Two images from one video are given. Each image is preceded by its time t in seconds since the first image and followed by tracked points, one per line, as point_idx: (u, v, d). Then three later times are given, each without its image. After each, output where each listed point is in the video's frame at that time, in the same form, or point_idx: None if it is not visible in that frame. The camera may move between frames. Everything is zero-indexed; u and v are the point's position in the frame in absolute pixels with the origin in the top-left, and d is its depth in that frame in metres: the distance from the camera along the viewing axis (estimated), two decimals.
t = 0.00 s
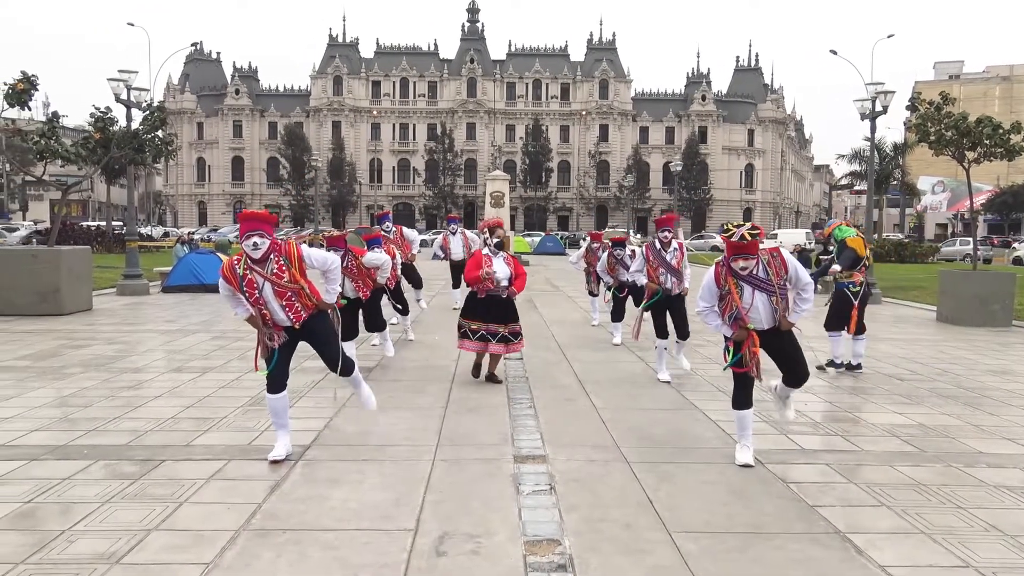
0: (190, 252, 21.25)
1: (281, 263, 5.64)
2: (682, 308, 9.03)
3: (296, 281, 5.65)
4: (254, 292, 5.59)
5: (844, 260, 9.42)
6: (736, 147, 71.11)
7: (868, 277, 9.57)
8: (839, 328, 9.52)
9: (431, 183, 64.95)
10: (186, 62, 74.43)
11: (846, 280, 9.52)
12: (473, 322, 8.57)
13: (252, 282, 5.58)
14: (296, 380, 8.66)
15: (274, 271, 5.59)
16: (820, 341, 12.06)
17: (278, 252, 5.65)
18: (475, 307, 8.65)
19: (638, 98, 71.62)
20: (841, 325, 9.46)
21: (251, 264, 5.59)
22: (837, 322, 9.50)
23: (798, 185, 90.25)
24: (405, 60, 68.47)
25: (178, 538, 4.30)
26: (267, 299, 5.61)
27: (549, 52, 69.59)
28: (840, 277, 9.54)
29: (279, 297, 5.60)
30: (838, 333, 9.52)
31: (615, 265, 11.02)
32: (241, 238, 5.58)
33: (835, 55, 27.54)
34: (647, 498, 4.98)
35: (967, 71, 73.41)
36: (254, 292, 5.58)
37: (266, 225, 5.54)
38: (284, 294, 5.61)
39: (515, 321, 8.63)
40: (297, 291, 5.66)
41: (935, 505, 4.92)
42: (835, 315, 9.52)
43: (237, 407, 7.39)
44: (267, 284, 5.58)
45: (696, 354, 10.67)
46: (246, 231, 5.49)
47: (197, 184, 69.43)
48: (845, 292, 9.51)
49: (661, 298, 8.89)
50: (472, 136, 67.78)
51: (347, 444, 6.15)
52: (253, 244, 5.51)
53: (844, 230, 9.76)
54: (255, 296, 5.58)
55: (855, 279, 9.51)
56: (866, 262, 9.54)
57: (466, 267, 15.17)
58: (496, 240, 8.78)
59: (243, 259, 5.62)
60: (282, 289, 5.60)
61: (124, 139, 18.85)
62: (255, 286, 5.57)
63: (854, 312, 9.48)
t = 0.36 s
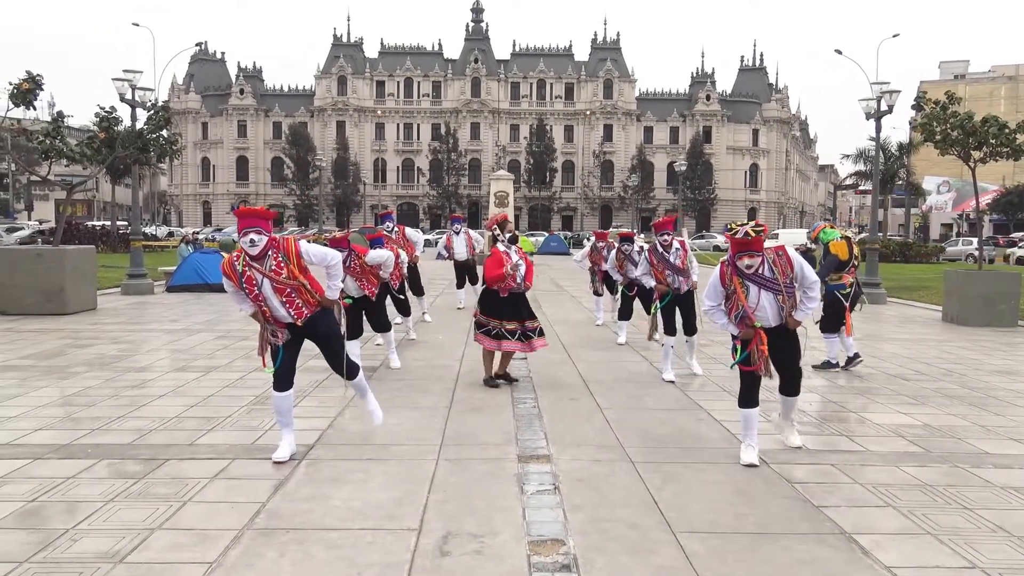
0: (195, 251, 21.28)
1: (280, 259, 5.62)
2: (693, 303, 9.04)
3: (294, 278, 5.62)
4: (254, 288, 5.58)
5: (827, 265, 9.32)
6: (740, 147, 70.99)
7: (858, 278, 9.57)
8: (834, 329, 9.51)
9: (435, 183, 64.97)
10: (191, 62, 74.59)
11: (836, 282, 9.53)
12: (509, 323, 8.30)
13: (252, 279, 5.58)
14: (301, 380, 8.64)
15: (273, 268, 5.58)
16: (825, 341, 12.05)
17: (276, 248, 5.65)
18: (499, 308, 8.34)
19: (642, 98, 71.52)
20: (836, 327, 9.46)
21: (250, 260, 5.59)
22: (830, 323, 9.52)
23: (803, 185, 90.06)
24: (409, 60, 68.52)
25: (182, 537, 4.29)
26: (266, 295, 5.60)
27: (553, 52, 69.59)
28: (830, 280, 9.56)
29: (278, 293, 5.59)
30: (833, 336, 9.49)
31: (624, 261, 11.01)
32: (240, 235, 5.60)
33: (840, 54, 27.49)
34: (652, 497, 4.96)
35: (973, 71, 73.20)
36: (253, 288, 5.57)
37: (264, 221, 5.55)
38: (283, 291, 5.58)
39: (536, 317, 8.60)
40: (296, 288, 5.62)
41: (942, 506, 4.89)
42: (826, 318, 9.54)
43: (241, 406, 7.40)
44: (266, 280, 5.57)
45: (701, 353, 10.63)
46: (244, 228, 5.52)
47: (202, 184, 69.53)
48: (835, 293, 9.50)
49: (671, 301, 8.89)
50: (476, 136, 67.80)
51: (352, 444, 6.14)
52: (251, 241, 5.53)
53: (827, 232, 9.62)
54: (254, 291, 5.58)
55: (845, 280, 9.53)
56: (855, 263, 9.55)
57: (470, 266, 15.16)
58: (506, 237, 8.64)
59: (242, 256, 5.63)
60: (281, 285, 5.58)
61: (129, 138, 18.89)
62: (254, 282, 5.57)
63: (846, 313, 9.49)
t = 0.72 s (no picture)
0: (199, 251, 21.30)
1: (287, 259, 5.61)
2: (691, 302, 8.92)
3: (302, 277, 5.61)
4: (262, 287, 5.57)
5: (822, 262, 9.38)
6: (745, 147, 70.89)
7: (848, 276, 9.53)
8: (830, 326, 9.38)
9: (439, 183, 65.00)
10: (196, 62, 74.73)
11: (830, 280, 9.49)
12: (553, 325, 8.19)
13: (260, 278, 5.58)
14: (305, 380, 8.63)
15: (281, 267, 5.57)
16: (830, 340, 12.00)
17: (284, 247, 5.65)
18: (536, 309, 8.16)
19: (646, 98, 71.43)
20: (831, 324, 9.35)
21: (258, 259, 5.58)
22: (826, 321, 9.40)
23: (807, 185, 89.86)
24: (413, 60, 68.58)
25: (186, 537, 4.29)
26: (274, 294, 5.60)
27: (557, 52, 69.58)
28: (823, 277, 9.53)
29: (287, 292, 5.58)
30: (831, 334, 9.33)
31: (626, 261, 11.04)
32: (248, 234, 5.60)
33: (845, 54, 27.44)
34: (656, 498, 4.95)
35: (978, 71, 72.98)
36: (261, 288, 5.57)
37: (272, 221, 5.60)
38: (291, 290, 5.58)
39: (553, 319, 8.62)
40: (304, 287, 5.62)
41: (948, 507, 4.86)
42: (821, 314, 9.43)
43: (245, 406, 7.39)
44: (274, 279, 5.56)
45: (705, 354, 10.59)
46: (252, 227, 5.55)
47: (206, 184, 69.67)
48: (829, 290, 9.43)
49: (670, 291, 8.86)
50: (480, 136, 67.82)
51: (356, 444, 6.12)
52: (259, 241, 5.55)
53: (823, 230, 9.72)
54: (262, 291, 5.58)
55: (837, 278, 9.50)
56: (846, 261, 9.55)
57: (474, 267, 15.15)
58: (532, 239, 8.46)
59: (250, 255, 5.63)
60: (289, 284, 5.57)
61: (134, 139, 18.92)
62: (262, 281, 5.56)
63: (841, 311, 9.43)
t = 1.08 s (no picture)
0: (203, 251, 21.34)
1: (293, 261, 5.63)
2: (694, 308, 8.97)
3: (308, 279, 5.63)
4: (268, 290, 5.57)
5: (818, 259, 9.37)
6: (749, 147, 70.81)
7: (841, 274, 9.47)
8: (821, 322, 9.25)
9: (443, 183, 65.02)
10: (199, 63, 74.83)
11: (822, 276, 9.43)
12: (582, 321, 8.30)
13: (267, 281, 5.57)
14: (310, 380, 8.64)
15: (287, 269, 5.58)
16: (834, 341, 11.97)
17: (291, 250, 5.65)
18: (572, 303, 8.26)
19: (650, 98, 71.40)
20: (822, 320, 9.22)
21: (265, 262, 5.58)
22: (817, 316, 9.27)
23: (811, 185, 89.76)
24: (417, 60, 68.60)
25: (190, 537, 4.29)
26: (280, 297, 5.60)
27: (560, 52, 69.55)
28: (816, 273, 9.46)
29: (293, 295, 5.59)
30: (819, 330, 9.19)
31: (629, 262, 10.99)
32: (255, 236, 5.57)
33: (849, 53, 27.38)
34: (660, 498, 4.95)
35: (983, 71, 72.78)
36: (268, 291, 5.56)
37: (279, 223, 5.55)
38: (297, 292, 5.59)
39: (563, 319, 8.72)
40: (310, 289, 5.64)
41: (952, 507, 4.85)
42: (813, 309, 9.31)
43: (248, 406, 7.40)
44: (281, 282, 5.56)
45: (709, 354, 10.57)
46: (259, 230, 5.49)
47: (210, 184, 69.79)
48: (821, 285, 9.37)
49: (672, 298, 8.83)
50: (484, 136, 67.86)
51: (359, 444, 6.13)
52: (266, 244, 5.51)
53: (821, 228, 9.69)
54: (268, 294, 5.57)
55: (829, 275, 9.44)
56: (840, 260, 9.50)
57: (478, 267, 15.15)
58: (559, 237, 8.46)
59: (255, 257, 5.61)
60: (296, 286, 5.58)
61: (138, 139, 18.96)
62: (268, 284, 5.56)
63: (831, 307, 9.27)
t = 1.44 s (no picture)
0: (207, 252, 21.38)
1: (297, 261, 5.60)
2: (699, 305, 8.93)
3: (312, 279, 5.61)
4: (272, 290, 5.58)
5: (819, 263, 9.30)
6: (752, 147, 70.74)
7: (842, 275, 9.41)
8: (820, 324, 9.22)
9: (446, 183, 65.01)
10: (203, 63, 74.94)
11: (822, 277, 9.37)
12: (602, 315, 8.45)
13: (271, 282, 5.58)
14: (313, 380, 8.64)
15: (290, 270, 5.57)
16: (837, 341, 11.94)
17: (294, 250, 5.63)
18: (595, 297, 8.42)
19: (652, 98, 71.40)
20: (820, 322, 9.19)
21: (268, 262, 5.58)
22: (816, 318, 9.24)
23: (815, 185, 89.64)
24: (420, 60, 68.65)
25: (192, 537, 4.29)
26: (285, 297, 5.61)
27: (564, 53, 69.56)
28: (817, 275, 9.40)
29: (297, 295, 5.59)
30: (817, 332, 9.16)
31: (629, 261, 10.96)
32: (258, 237, 5.59)
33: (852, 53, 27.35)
34: (663, 498, 4.94)
35: (987, 71, 72.62)
36: (271, 291, 5.57)
37: (280, 223, 5.54)
38: (301, 292, 5.59)
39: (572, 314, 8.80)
40: (314, 288, 5.62)
41: (957, 509, 4.83)
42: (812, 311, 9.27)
43: (251, 406, 7.40)
44: (285, 283, 5.56)
45: (711, 354, 10.56)
46: (261, 230, 5.52)
47: (213, 185, 69.87)
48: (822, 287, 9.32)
49: (679, 298, 8.82)
50: (487, 137, 67.93)
51: (361, 444, 6.13)
52: (268, 243, 5.52)
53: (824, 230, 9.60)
54: (272, 294, 5.58)
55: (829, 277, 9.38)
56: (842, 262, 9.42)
57: (481, 268, 15.15)
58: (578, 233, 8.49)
59: (259, 258, 5.62)
60: (299, 287, 5.57)
61: (141, 139, 18.99)
62: (272, 285, 5.57)
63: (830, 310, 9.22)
